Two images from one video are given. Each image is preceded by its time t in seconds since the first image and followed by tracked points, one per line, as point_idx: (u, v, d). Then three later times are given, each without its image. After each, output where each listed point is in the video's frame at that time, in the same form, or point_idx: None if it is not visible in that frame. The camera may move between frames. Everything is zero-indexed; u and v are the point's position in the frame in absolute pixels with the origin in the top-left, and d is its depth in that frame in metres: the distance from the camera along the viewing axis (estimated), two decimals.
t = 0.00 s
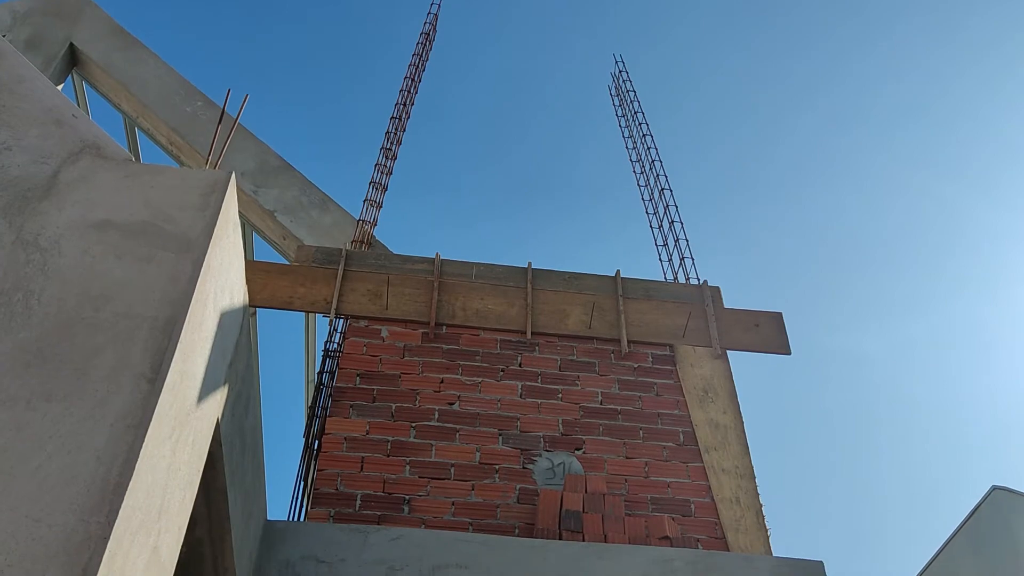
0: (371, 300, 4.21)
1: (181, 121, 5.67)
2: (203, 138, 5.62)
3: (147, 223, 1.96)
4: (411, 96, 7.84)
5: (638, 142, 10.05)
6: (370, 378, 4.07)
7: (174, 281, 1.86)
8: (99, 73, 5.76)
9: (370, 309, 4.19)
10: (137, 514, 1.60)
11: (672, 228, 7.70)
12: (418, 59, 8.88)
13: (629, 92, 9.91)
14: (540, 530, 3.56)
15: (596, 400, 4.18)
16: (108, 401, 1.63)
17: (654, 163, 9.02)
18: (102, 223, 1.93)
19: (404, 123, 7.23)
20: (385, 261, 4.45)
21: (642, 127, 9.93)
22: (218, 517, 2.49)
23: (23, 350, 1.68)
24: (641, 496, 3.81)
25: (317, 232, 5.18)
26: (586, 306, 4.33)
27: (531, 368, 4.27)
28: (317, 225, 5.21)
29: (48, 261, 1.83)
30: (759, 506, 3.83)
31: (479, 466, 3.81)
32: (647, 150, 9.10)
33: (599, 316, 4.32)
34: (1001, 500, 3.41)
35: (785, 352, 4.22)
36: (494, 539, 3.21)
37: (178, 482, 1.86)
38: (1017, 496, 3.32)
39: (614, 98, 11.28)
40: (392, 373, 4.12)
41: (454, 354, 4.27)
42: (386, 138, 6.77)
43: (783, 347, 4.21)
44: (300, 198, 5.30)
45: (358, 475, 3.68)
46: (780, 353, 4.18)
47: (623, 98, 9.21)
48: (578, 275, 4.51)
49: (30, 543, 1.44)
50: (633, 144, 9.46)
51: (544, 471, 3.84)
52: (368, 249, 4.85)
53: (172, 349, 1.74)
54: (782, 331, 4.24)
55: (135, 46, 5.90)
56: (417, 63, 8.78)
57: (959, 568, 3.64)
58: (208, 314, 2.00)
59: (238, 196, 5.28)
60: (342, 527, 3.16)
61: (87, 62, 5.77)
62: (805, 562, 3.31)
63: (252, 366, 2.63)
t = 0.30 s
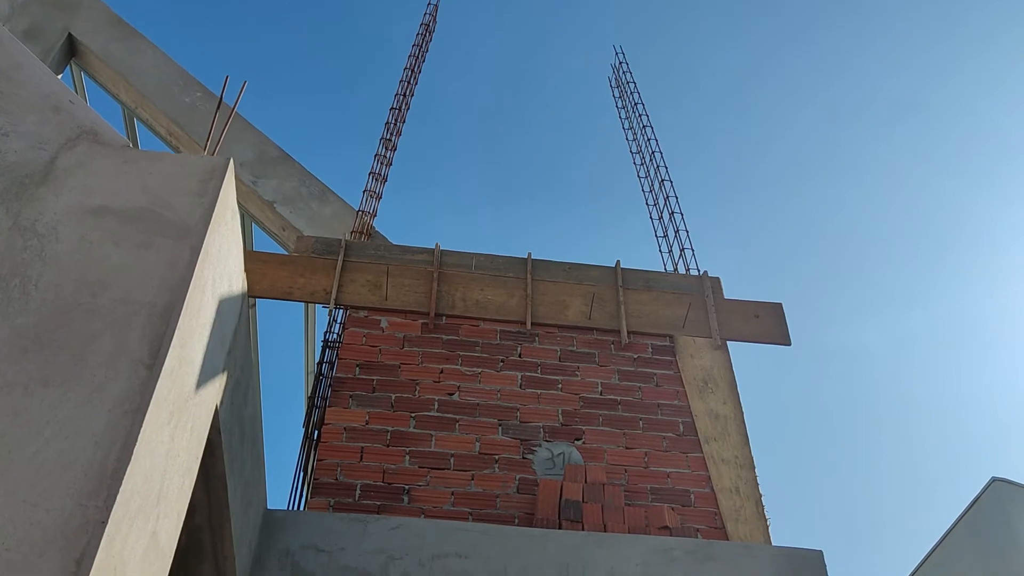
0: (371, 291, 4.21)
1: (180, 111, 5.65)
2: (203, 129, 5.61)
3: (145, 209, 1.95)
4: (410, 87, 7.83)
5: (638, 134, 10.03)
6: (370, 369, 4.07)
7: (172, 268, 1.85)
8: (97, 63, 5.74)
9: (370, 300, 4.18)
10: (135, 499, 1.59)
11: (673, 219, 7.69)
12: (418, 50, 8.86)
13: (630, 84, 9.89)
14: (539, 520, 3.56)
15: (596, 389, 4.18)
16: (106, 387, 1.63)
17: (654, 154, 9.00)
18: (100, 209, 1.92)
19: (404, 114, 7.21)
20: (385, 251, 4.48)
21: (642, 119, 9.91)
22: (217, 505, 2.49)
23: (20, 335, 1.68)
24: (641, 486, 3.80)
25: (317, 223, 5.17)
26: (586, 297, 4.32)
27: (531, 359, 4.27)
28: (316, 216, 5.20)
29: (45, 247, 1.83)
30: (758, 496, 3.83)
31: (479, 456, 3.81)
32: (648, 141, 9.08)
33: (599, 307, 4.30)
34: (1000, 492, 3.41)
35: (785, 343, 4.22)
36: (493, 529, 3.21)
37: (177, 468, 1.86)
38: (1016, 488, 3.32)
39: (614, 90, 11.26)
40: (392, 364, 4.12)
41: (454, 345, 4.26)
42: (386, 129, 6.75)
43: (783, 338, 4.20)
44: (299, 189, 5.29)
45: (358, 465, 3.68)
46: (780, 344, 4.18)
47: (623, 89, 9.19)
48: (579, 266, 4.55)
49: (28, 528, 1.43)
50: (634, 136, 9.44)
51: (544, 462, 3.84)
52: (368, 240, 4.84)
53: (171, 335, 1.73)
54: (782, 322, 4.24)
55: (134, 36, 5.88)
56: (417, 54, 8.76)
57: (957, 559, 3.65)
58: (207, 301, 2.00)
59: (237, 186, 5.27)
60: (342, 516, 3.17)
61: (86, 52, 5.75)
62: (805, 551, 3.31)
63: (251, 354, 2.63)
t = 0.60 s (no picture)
0: (370, 278, 4.20)
1: (179, 99, 5.63)
2: (201, 116, 5.59)
3: (142, 191, 1.94)
4: (410, 75, 7.80)
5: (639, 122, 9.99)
6: (369, 356, 4.07)
7: (170, 250, 1.84)
8: (96, 50, 5.72)
9: (370, 287, 4.18)
10: (134, 480, 1.59)
11: (673, 208, 7.67)
12: (417, 38, 8.82)
13: (630, 72, 9.84)
14: (539, 506, 3.57)
15: (596, 376, 4.18)
16: (104, 368, 1.62)
17: (654, 142, 8.98)
18: (97, 191, 1.91)
19: (404, 101, 7.19)
20: (384, 238, 4.47)
21: (642, 107, 9.88)
22: (217, 489, 2.49)
23: (18, 316, 1.67)
24: (641, 473, 3.80)
25: (316, 211, 5.16)
26: (586, 284, 4.32)
27: (530, 346, 4.26)
28: (316, 204, 5.19)
29: (42, 229, 1.82)
30: (758, 484, 3.83)
31: (478, 443, 3.81)
32: (648, 129, 9.06)
33: (598, 294, 4.31)
34: (998, 481, 3.43)
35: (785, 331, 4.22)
36: (493, 515, 3.21)
37: (176, 451, 1.85)
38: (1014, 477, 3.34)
39: (615, 78, 11.21)
40: (392, 351, 4.11)
41: (454, 333, 4.26)
42: (386, 117, 6.73)
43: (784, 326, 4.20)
44: (299, 177, 5.28)
45: (357, 452, 3.68)
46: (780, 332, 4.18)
47: (624, 77, 9.15)
48: (579, 254, 4.53)
49: (26, 508, 1.43)
50: (634, 124, 9.42)
51: (544, 449, 3.84)
52: (368, 227, 4.84)
53: (169, 317, 1.73)
54: (783, 311, 4.24)
55: (133, 23, 5.86)
56: (416, 41, 8.72)
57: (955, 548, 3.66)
58: (205, 284, 1.99)
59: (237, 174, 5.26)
60: (341, 502, 3.17)
61: (85, 39, 5.73)
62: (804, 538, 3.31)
63: (251, 339, 2.62)
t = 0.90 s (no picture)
0: (371, 262, 4.19)
1: (178, 83, 5.61)
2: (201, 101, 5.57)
3: (142, 170, 1.93)
4: (410, 60, 7.77)
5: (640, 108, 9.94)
6: (370, 340, 4.06)
7: (170, 229, 1.83)
8: (95, 34, 5.69)
9: (370, 271, 4.17)
10: (136, 458, 1.59)
11: (675, 193, 7.65)
12: (417, 23, 8.77)
13: (632, 57, 9.79)
14: (540, 490, 3.57)
15: (597, 361, 4.17)
16: (105, 346, 1.62)
17: (656, 128, 8.94)
18: (96, 170, 1.90)
19: (404, 86, 7.16)
20: (385, 222, 4.47)
21: (644, 92, 9.83)
22: (218, 468, 2.49)
23: (18, 293, 1.66)
24: (642, 457, 3.80)
25: (317, 195, 5.15)
26: (587, 269, 4.32)
27: (531, 331, 4.26)
28: (316, 188, 5.17)
29: (42, 207, 1.81)
30: (759, 467, 3.84)
31: (479, 427, 3.81)
32: (650, 115, 9.02)
33: (600, 279, 4.30)
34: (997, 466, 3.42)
35: (786, 315, 4.23)
36: (494, 498, 3.22)
37: (177, 430, 1.85)
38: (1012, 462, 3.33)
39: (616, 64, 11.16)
40: (393, 335, 4.11)
41: (455, 317, 4.25)
42: (386, 102, 6.71)
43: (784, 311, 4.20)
44: (299, 161, 5.26)
45: (359, 436, 3.68)
46: (781, 316, 4.19)
47: (625, 62, 9.11)
48: (580, 239, 4.54)
49: (27, 485, 1.42)
50: (636, 110, 9.38)
51: (544, 433, 3.84)
52: (368, 212, 4.82)
53: (169, 296, 1.72)
54: (784, 296, 4.25)
55: (132, 7, 5.82)
56: (416, 26, 8.68)
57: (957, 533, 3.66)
58: (205, 264, 1.98)
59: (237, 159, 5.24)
60: (343, 484, 3.17)
61: (83, 23, 5.70)
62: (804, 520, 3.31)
63: (251, 321, 2.61)
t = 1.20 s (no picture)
0: (374, 245, 4.25)
1: (178, 65, 5.58)
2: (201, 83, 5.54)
3: (145, 147, 1.92)
4: (411, 43, 7.72)
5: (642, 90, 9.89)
6: (372, 322, 4.05)
7: (173, 206, 1.83)
8: (94, 16, 5.66)
9: (373, 254, 4.23)
10: (140, 433, 1.59)
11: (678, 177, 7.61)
12: (418, 5, 8.72)
13: (634, 39, 9.73)
14: (543, 471, 3.58)
15: (599, 343, 4.17)
16: (109, 322, 1.61)
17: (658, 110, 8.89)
18: (98, 147, 1.89)
19: (405, 69, 7.12)
20: (387, 204, 4.42)
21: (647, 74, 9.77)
22: (222, 447, 2.50)
23: (21, 270, 1.65)
24: (644, 439, 3.81)
25: (318, 178, 5.13)
26: (589, 252, 4.40)
27: (533, 313, 4.23)
28: (317, 171, 5.16)
29: (44, 185, 1.80)
30: (760, 449, 3.84)
31: (482, 409, 3.82)
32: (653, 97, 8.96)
33: (601, 262, 4.41)
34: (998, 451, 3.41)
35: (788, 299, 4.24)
36: (496, 478, 3.22)
37: (181, 407, 1.85)
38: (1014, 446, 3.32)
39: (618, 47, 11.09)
40: (394, 318, 4.09)
41: (457, 299, 4.21)
42: (387, 84, 6.68)
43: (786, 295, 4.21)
44: (300, 144, 5.24)
45: (361, 417, 3.69)
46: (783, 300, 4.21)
47: (627, 44, 9.05)
48: (582, 221, 4.52)
49: (32, 459, 1.42)
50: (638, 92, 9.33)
51: (546, 414, 3.84)
52: (370, 194, 4.81)
53: (172, 273, 1.71)
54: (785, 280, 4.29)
55: None
56: (417, 8, 8.62)
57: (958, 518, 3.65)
58: (208, 242, 1.98)
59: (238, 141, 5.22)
60: (345, 465, 3.18)
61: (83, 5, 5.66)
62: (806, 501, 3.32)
63: (254, 301, 2.62)
